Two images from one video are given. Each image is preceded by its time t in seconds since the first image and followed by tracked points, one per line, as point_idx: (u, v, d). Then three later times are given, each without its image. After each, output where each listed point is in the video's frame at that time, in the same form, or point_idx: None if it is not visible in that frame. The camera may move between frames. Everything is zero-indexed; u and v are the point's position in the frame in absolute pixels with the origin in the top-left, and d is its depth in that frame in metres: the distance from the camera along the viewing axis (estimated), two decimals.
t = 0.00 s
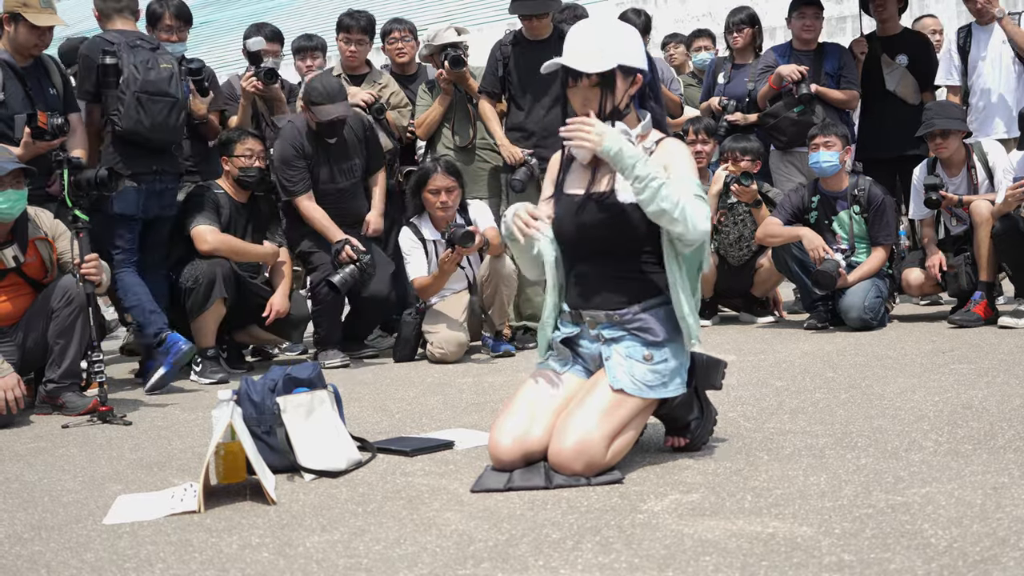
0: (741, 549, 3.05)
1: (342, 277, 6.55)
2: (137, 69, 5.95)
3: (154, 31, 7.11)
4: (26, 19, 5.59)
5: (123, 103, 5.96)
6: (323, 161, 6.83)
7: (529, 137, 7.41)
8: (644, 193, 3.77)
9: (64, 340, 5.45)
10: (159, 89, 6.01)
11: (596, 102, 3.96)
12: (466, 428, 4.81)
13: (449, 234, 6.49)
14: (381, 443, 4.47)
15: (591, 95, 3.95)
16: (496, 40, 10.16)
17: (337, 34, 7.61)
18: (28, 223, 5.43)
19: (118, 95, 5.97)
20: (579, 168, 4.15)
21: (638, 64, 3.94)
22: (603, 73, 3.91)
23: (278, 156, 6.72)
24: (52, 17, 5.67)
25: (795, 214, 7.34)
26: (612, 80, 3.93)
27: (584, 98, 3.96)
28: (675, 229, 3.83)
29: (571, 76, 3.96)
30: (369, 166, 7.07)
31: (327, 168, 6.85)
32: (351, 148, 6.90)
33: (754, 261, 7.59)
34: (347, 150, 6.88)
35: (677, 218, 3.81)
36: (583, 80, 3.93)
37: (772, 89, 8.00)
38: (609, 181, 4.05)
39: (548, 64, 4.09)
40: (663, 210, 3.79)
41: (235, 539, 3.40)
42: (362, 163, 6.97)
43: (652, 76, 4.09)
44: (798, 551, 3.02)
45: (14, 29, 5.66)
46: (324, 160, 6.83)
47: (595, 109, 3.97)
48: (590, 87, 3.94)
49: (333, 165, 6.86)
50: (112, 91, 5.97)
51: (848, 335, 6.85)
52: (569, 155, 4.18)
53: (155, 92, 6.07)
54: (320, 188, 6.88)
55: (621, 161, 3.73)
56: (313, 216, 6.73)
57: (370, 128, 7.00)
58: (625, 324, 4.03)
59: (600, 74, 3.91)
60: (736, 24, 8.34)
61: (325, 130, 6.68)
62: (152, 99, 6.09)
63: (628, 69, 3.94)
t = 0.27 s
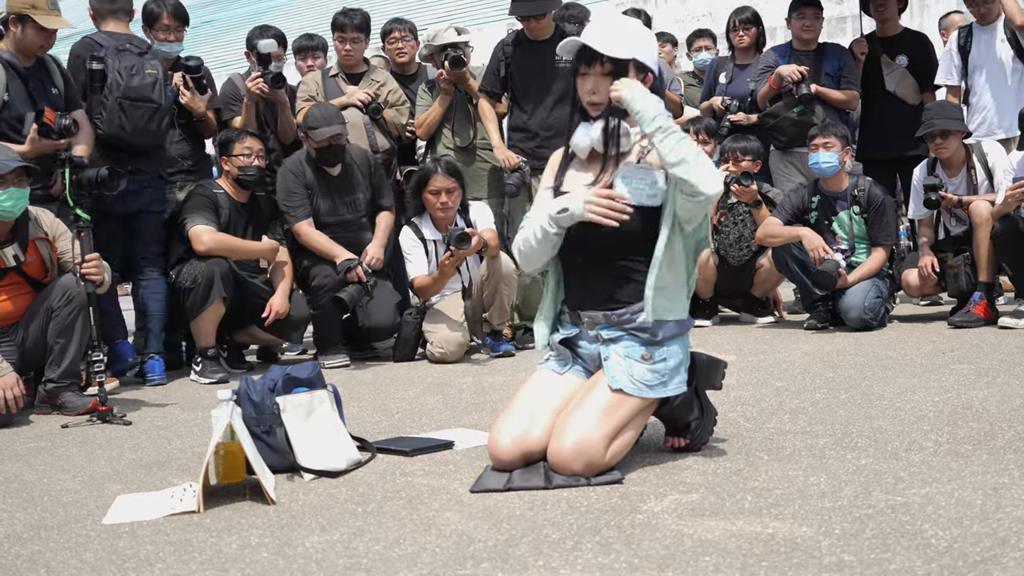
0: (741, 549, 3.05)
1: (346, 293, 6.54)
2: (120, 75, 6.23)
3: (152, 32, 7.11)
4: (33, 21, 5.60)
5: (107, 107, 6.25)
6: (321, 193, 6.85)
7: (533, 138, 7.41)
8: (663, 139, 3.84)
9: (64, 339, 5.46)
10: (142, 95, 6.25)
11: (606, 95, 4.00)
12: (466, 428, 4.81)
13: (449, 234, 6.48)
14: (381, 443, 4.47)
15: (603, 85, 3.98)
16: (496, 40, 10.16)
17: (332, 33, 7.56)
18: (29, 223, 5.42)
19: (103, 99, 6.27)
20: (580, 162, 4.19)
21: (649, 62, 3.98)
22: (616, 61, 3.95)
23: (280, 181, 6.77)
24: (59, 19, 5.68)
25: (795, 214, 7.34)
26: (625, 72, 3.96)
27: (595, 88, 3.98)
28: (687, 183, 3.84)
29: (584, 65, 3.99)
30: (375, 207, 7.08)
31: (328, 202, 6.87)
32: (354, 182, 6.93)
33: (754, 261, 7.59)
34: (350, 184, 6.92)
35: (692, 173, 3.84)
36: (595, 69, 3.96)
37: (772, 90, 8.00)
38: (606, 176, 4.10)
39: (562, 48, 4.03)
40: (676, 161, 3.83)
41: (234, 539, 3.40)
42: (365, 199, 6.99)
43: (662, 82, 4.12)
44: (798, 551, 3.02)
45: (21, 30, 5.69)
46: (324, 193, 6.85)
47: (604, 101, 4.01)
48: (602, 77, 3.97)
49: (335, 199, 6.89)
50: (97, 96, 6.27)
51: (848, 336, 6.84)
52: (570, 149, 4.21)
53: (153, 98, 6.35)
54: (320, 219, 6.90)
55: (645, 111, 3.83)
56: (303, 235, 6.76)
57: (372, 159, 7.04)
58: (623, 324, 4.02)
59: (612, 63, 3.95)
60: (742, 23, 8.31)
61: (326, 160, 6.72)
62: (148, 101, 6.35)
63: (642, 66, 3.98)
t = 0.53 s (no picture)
0: (739, 549, 3.05)
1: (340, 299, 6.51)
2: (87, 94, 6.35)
3: (156, 32, 7.11)
4: (39, 26, 5.55)
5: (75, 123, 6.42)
6: (322, 205, 6.86)
7: (541, 138, 7.29)
8: (687, 121, 4.01)
9: (64, 340, 5.47)
10: (107, 113, 6.39)
11: (623, 99, 4.06)
12: (466, 428, 4.82)
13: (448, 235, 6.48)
14: (380, 444, 4.47)
15: (620, 93, 4.05)
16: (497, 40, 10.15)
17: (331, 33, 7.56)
18: (29, 224, 5.43)
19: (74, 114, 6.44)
20: (581, 165, 4.20)
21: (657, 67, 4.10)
22: (634, 72, 4.04)
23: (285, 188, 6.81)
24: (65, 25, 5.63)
25: (794, 214, 7.33)
26: (641, 82, 4.07)
27: (613, 96, 4.04)
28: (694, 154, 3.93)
29: (602, 73, 4.03)
30: (377, 229, 7.04)
31: (328, 215, 6.88)
32: (355, 198, 6.93)
33: (754, 261, 7.59)
34: (352, 200, 6.92)
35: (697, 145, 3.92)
36: (614, 79, 4.03)
37: (771, 90, 8.00)
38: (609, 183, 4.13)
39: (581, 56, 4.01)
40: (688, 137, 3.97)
41: (233, 541, 3.40)
42: (368, 217, 6.97)
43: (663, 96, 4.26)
44: (796, 551, 3.02)
45: (26, 33, 5.63)
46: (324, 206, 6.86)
47: (619, 104, 4.07)
48: (620, 86, 4.05)
49: (334, 213, 6.89)
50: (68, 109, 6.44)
51: (848, 335, 6.84)
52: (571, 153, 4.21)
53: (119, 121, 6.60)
54: (319, 232, 6.91)
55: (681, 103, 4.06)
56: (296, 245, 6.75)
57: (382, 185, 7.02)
58: (623, 323, 4.03)
59: (631, 73, 4.04)
60: (745, 22, 8.35)
61: (327, 171, 6.75)
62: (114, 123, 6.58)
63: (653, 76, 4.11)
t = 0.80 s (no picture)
0: (738, 549, 3.05)
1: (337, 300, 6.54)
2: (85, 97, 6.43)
3: (160, 30, 7.11)
4: (58, 30, 5.55)
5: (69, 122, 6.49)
6: (325, 204, 6.87)
7: (545, 138, 7.28)
8: (703, 127, 3.96)
9: (64, 342, 5.47)
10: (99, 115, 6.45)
11: (624, 101, 4.06)
12: (465, 429, 4.82)
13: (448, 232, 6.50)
14: (380, 444, 4.48)
15: (624, 97, 4.05)
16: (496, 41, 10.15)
17: (335, 33, 7.58)
18: (30, 226, 5.41)
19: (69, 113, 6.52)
20: (580, 166, 4.20)
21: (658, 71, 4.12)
22: (639, 77, 4.05)
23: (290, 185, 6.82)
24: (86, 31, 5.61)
25: (793, 214, 7.33)
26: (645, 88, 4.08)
27: (616, 101, 4.04)
28: (716, 157, 3.90)
29: (606, 78, 4.04)
30: (379, 228, 7.03)
31: (329, 214, 6.89)
32: (359, 197, 6.94)
33: (754, 260, 7.59)
34: (354, 199, 6.93)
35: (720, 147, 3.90)
36: (619, 83, 4.04)
37: (769, 90, 8.02)
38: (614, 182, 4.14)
39: (586, 58, 4.01)
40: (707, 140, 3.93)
41: (233, 542, 3.40)
42: (370, 216, 6.98)
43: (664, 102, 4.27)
44: (795, 550, 3.02)
45: (46, 38, 5.64)
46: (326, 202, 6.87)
47: (620, 105, 4.07)
48: (625, 91, 4.05)
49: (336, 211, 6.90)
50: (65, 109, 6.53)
51: (847, 335, 6.84)
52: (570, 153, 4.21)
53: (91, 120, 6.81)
54: (322, 231, 6.91)
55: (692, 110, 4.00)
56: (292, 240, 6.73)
57: (385, 181, 7.02)
58: (622, 323, 4.03)
59: (636, 78, 4.05)
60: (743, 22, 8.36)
61: (329, 166, 6.76)
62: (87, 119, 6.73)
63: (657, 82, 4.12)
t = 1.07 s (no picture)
0: (738, 549, 3.05)
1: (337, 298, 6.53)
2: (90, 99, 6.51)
3: (156, 29, 7.11)
4: (100, 40, 5.61)
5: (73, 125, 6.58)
6: (326, 206, 6.86)
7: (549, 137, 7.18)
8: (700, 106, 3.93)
9: (67, 341, 5.48)
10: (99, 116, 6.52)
11: (615, 96, 4.06)
12: (465, 429, 4.81)
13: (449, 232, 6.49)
14: (380, 445, 4.47)
15: (611, 89, 4.04)
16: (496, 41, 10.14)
17: (340, 32, 7.55)
18: (31, 227, 5.39)
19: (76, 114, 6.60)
20: (578, 165, 4.20)
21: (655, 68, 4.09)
22: (626, 67, 4.04)
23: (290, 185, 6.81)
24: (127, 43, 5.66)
25: (793, 213, 7.33)
26: (633, 79, 4.06)
27: (604, 92, 4.04)
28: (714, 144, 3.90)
29: (593, 70, 4.05)
30: (379, 231, 7.01)
31: (330, 215, 6.88)
32: (360, 200, 6.93)
33: (754, 260, 7.59)
34: (355, 202, 6.93)
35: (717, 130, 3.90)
36: (605, 74, 4.04)
37: (769, 90, 8.03)
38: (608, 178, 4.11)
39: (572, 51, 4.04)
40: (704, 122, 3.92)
41: (233, 542, 3.40)
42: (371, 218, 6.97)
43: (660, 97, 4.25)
44: (795, 550, 3.02)
45: (87, 45, 5.69)
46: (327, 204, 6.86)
47: (612, 101, 4.06)
48: (611, 82, 4.04)
49: (336, 213, 6.88)
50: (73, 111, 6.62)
51: (848, 334, 6.84)
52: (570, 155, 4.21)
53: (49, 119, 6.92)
54: (324, 232, 6.90)
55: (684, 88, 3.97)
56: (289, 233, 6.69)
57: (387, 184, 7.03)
58: (623, 324, 4.03)
59: (623, 69, 4.04)
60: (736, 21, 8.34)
61: (332, 166, 6.76)
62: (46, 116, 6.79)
63: (648, 74, 4.09)
